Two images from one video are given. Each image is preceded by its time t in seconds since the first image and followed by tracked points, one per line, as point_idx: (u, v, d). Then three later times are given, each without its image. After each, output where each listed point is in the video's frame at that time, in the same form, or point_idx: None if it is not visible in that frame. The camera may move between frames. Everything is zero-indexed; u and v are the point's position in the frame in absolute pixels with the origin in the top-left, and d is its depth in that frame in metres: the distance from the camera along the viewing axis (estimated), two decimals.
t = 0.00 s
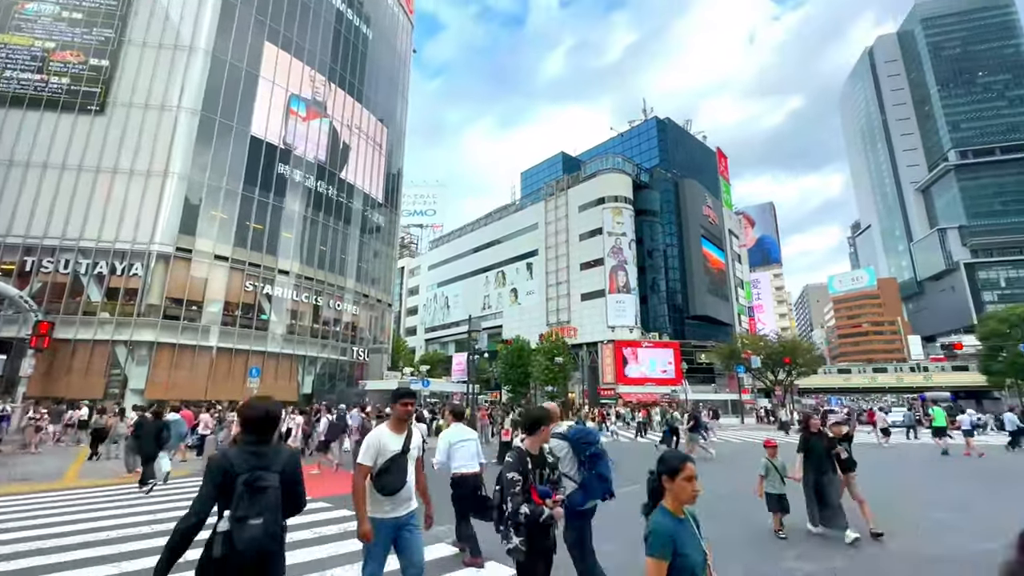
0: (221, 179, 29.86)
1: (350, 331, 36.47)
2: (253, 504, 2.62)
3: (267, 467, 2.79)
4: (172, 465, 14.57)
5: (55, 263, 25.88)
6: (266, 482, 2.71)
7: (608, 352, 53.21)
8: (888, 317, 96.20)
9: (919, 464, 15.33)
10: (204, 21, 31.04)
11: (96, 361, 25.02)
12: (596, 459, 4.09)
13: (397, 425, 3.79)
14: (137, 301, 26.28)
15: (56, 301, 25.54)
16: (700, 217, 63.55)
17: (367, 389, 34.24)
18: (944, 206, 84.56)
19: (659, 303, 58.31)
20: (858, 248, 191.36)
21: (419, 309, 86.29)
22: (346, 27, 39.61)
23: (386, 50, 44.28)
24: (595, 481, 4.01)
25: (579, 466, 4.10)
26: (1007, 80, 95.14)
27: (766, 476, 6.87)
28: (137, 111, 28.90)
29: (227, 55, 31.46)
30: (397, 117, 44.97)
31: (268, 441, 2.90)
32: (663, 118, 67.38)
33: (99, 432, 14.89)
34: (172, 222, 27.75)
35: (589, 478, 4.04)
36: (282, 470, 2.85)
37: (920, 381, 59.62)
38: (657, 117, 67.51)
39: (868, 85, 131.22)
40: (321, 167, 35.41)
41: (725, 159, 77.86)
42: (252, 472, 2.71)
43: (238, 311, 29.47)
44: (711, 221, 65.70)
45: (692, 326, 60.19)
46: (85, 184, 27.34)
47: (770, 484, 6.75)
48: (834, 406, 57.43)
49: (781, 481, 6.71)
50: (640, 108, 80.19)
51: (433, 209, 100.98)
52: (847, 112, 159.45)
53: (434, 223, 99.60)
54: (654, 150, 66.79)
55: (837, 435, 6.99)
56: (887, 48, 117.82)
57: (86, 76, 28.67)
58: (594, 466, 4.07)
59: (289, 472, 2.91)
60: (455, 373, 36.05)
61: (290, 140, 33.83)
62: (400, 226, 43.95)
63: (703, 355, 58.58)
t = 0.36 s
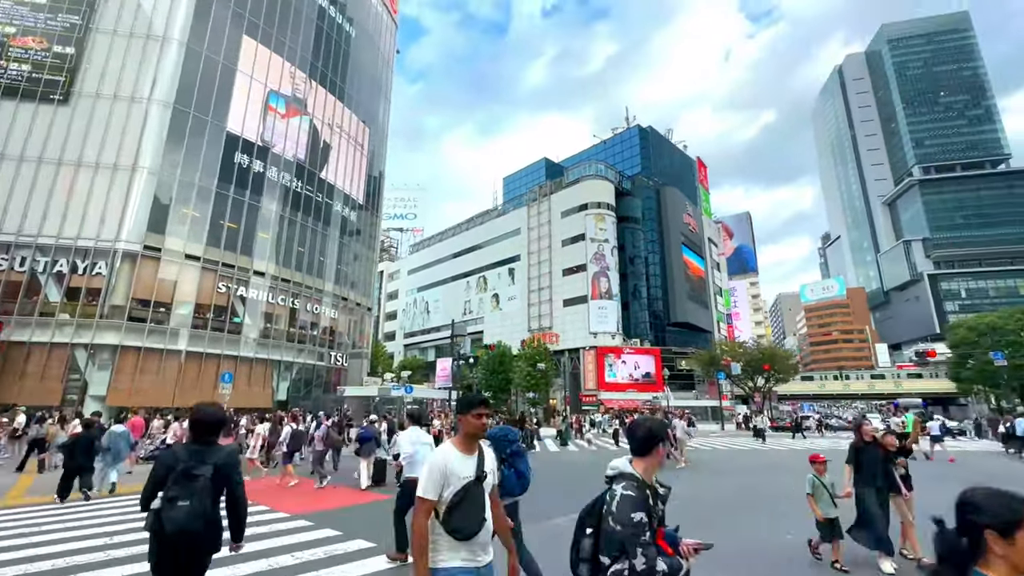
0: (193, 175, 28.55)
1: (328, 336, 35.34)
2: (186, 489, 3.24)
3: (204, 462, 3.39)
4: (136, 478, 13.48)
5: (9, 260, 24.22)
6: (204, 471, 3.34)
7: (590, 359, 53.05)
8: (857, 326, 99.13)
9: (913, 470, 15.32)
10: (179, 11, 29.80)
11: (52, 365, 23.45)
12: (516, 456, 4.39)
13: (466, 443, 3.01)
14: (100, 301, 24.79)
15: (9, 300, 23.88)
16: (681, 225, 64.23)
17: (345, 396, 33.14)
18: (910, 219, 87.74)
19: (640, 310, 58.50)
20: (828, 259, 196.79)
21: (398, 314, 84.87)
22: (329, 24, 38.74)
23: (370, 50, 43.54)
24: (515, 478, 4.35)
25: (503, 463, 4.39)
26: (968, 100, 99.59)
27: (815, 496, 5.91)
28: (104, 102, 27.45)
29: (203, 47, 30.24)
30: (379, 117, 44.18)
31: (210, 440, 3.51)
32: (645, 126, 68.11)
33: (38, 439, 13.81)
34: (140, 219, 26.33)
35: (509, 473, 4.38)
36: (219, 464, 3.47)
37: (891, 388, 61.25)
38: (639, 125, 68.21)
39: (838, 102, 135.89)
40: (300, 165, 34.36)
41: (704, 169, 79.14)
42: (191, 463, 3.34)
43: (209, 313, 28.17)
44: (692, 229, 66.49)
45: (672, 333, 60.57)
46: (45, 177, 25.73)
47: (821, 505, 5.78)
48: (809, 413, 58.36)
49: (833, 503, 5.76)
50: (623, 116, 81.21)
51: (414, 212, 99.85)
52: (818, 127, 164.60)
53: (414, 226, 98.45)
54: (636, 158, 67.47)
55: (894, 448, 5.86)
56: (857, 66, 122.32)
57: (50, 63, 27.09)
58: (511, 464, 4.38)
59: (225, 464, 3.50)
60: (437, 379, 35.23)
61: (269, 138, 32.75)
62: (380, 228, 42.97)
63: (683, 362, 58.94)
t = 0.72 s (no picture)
0: (166, 169, 27.29)
1: (307, 339, 34.19)
2: (139, 484, 3.70)
3: (143, 462, 3.84)
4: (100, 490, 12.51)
5: None
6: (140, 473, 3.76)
7: (573, 363, 52.83)
8: (830, 333, 101.44)
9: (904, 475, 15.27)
10: None
11: (8, 367, 21.94)
12: (405, 461, 4.81)
13: (584, 472, 2.19)
14: (62, 300, 23.38)
15: None
16: (665, 231, 64.69)
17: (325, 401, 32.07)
18: (881, 228, 90.37)
19: (624, 315, 58.60)
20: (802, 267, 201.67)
21: (379, 317, 83.42)
22: (312, 19, 37.82)
23: (354, 47, 42.71)
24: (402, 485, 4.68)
25: (392, 468, 4.80)
26: (934, 115, 103.48)
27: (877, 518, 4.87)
28: (71, 90, 26.02)
29: (178, 37, 29.03)
30: (363, 116, 43.30)
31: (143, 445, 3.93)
32: (629, 133, 68.64)
33: None
34: (109, 215, 24.99)
35: (398, 480, 4.72)
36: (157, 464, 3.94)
37: (866, 393, 62.56)
38: (624, 131, 68.70)
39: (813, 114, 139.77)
40: (279, 162, 33.31)
41: (686, 176, 80.10)
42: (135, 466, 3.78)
43: (181, 314, 26.92)
44: (674, 235, 67.09)
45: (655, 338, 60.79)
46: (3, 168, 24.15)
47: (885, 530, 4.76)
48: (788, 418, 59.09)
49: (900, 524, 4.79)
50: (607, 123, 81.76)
51: (396, 215, 98.62)
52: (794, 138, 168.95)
53: (396, 229, 97.15)
54: (621, 163, 67.92)
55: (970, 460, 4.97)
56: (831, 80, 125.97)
57: (12, 48, 25.56)
58: (400, 468, 4.76)
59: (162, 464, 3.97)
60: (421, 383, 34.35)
61: (248, 134, 31.65)
62: (362, 228, 41.95)
63: (666, 367, 59.15)
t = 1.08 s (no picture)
0: (148, 163, 26.33)
1: (293, 340, 33.28)
2: (82, 486, 3.92)
3: (99, 461, 4.09)
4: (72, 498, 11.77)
5: None
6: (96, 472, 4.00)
7: (564, 366, 52.55)
8: (814, 337, 102.85)
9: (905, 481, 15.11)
10: None
11: None
12: (312, 479, 4.68)
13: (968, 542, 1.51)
14: (35, 298, 22.22)
15: None
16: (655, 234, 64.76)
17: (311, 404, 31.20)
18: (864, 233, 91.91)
19: (614, 317, 58.54)
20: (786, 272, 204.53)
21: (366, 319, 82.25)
22: (301, 13, 37.01)
23: (344, 43, 41.96)
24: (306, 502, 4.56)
25: (299, 485, 4.66)
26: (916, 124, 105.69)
27: None
28: (47, 79, 24.86)
29: (162, 27, 28.05)
30: (352, 113, 42.53)
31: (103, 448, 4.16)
32: (620, 136, 68.74)
33: None
34: (87, 209, 23.94)
35: (304, 497, 4.60)
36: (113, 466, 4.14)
37: (851, 396, 63.21)
38: (615, 134, 68.77)
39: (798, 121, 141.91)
40: (266, 159, 32.50)
41: (676, 180, 80.56)
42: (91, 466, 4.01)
43: (162, 313, 25.95)
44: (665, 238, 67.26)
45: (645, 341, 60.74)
46: None
47: None
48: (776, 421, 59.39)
49: None
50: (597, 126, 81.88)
51: (384, 215, 97.53)
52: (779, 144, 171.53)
53: (385, 229, 96.05)
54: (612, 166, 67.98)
55: None
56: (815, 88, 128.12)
57: None
58: (306, 487, 4.64)
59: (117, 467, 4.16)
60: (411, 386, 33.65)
61: (234, 129, 30.78)
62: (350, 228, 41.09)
63: (656, 370, 59.08)
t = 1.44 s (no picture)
0: (138, 157, 25.57)
1: (287, 341, 32.56)
2: (60, 481, 4.09)
3: (78, 458, 4.23)
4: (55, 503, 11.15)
5: None
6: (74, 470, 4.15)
7: (561, 367, 52.43)
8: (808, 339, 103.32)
9: (917, 483, 14.80)
10: None
11: None
12: (231, 474, 4.62)
13: None
14: (19, 297, 21.30)
15: None
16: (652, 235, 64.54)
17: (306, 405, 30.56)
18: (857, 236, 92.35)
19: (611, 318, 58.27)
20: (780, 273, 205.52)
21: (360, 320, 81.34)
22: (297, 7, 36.31)
23: (339, 38, 41.27)
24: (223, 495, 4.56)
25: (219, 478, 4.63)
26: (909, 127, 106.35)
27: None
28: (33, 69, 23.97)
29: (154, 17, 27.22)
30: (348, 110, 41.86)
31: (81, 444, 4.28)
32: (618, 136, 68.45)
33: None
34: (74, 204, 23.13)
35: (222, 490, 4.60)
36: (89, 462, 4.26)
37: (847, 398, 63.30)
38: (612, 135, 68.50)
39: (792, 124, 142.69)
40: (260, 155, 31.84)
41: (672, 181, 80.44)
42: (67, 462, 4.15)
43: (152, 312, 25.22)
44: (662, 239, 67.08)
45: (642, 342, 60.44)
46: None
47: None
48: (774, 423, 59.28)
49: None
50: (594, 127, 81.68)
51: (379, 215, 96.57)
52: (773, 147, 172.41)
53: (380, 229, 95.16)
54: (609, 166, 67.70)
55: None
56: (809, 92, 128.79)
57: None
58: (224, 481, 4.59)
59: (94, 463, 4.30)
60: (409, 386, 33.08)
61: (227, 124, 30.11)
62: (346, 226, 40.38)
63: (654, 371, 58.73)
